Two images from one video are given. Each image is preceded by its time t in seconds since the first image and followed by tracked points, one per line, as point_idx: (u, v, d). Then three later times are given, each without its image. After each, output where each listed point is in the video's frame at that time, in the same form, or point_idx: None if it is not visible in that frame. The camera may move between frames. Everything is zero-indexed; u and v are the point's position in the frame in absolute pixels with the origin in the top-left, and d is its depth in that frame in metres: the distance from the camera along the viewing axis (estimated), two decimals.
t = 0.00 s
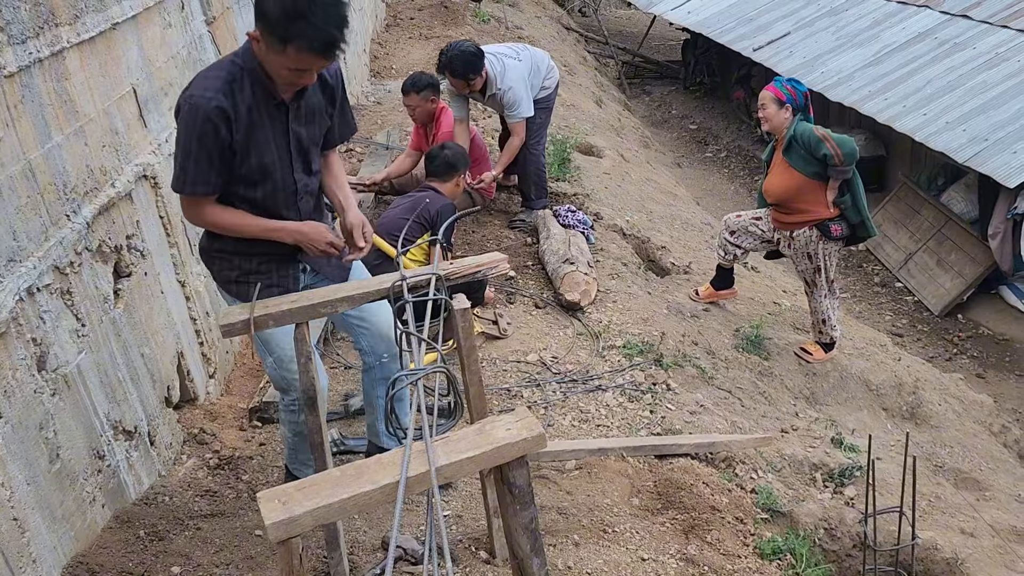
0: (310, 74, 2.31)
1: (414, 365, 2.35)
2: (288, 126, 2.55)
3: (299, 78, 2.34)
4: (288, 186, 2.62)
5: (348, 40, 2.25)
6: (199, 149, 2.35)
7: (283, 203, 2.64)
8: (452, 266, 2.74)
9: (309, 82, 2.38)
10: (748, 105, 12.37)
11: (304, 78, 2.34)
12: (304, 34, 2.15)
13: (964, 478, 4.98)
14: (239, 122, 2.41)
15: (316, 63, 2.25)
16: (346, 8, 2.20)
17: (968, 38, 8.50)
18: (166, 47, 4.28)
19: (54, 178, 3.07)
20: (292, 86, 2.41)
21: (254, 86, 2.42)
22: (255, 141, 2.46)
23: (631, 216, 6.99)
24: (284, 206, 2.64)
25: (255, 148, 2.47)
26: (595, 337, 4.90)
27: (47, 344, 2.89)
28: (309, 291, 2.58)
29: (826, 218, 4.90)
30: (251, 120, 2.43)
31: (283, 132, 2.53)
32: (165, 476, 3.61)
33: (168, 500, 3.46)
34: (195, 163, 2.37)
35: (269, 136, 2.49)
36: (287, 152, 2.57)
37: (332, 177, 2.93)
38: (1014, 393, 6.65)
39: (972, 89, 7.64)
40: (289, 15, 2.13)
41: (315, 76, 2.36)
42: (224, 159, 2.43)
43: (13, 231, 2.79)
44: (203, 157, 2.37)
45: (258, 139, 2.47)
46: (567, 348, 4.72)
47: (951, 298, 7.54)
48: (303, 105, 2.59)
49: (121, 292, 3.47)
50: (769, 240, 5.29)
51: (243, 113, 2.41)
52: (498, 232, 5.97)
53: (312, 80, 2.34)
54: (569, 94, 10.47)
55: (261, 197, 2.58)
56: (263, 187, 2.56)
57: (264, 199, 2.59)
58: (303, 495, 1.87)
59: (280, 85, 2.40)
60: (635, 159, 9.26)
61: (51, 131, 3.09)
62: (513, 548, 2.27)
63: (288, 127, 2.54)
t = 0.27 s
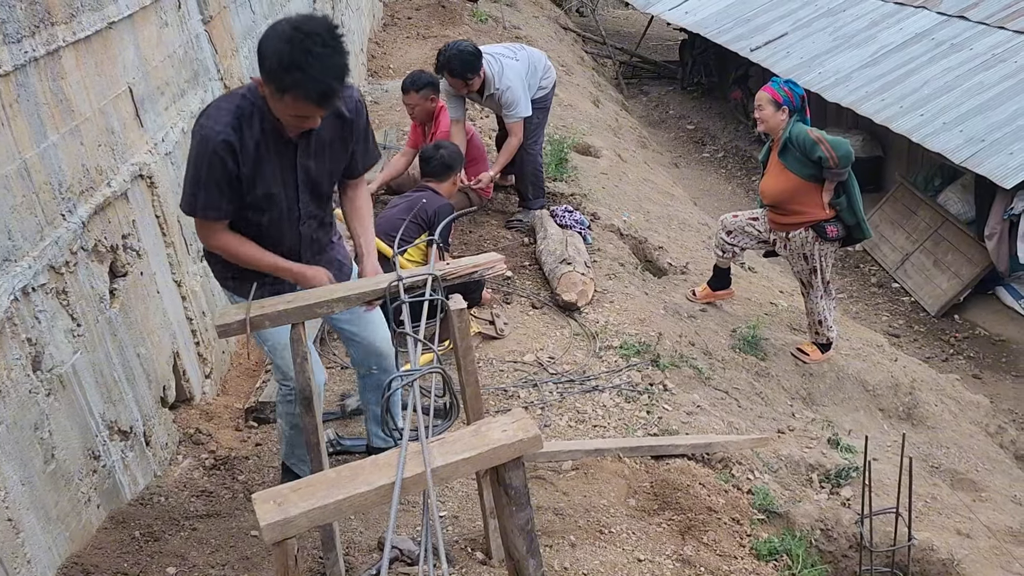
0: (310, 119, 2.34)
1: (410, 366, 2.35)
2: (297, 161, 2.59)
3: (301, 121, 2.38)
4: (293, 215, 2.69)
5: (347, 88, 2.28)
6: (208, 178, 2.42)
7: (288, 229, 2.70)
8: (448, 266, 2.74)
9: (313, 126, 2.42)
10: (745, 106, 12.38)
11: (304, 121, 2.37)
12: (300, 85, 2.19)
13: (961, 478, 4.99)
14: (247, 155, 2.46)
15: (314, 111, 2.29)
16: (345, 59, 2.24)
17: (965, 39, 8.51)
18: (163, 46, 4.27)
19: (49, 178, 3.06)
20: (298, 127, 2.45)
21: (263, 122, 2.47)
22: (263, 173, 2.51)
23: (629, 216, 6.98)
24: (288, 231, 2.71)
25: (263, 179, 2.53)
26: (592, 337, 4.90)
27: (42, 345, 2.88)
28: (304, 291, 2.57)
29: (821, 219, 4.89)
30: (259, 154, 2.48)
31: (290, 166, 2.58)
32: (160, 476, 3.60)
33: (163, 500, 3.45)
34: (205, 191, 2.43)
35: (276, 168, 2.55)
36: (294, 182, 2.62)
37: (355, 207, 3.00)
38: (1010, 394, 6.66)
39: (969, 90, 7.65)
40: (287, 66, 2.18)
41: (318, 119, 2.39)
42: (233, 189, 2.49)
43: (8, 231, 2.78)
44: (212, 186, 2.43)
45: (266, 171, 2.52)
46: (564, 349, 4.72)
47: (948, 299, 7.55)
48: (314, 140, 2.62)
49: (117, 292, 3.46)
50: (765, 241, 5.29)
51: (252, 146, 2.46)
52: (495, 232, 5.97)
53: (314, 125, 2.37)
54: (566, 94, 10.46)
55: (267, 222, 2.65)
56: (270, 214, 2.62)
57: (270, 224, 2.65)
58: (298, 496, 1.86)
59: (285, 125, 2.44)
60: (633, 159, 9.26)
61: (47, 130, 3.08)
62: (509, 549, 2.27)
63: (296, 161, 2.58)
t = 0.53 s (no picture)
0: (328, 195, 2.42)
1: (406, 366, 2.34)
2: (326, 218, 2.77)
3: (320, 197, 2.46)
4: (322, 261, 2.92)
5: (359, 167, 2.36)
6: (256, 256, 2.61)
7: (315, 271, 2.95)
8: (444, 266, 2.73)
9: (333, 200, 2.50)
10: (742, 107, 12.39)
11: (323, 197, 2.46)
12: (310, 165, 2.29)
13: (957, 481, 4.99)
14: (286, 227, 2.64)
15: (328, 188, 2.36)
16: (356, 138, 2.32)
17: (962, 41, 8.52)
18: (160, 45, 4.26)
19: (45, 175, 3.05)
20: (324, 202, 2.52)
21: (296, 196, 2.62)
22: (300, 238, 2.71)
23: (625, 217, 6.99)
24: (316, 272, 2.95)
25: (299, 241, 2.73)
26: (589, 338, 4.90)
27: (37, 343, 2.87)
28: (300, 290, 2.56)
29: (818, 220, 4.89)
30: (296, 224, 2.67)
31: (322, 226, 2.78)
32: (156, 476, 3.59)
33: (159, 500, 3.44)
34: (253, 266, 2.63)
35: (310, 231, 2.74)
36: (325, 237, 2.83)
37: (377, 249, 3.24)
38: (1006, 397, 6.67)
39: (966, 93, 7.66)
40: (299, 144, 2.28)
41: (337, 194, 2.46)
42: (277, 258, 2.67)
43: (3, 229, 2.77)
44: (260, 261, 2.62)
45: (302, 236, 2.72)
46: (560, 350, 4.72)
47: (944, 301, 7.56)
48: (343, 201, 2.80)
49: (113, 291, 3.45)
50: (762, 242, 5.29)
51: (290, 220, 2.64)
52: (493, 232, 5.97)
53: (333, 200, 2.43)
54: (564, 94, 10.46)
55: (300, 271, 2.87)
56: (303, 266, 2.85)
57: (302, 272, 2.89)
58: (294, 497, 1.86)
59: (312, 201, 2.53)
60: (630, 160, 9.26)
61: (43, 128, 3.07)
62: (505, 549, 2.26)
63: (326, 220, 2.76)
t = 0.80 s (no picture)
0: (330, 239, 2.58)
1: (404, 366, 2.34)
2: (340, 260, 2.90)
3: (324, 245, 2.62)
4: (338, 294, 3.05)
5: (356, 210, 2.52)
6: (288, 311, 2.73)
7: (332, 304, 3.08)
8: (442, 267, 2.73)
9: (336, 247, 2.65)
10: (739, 109, 12.41)
11: (327, 245, 2.61)
12: (307, 209, 2.46)
13: (952, 484, 5.00)
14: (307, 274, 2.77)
15: (330, 232, 2.53)
16: (350, 183, 2.50)
17: (959, 46, 8.55)
18: (158, 43, 4.25)
19: (42, 173, 3.04)
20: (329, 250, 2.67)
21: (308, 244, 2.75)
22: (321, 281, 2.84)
23: (622, 219, 7.00)
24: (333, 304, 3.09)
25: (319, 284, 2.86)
26: (585, 339, 4.90)
27: (32, 341, 2.86)
28: (298, 290, 2.56)
29: (816, 223, 4.91)
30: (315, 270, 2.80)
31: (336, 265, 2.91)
32: (151, 475, 3.59)
33: (154, 499, 3.44)
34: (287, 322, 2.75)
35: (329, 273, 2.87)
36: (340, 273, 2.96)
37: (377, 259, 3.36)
38: (1000, 400, 6.69)
39: (962, 97, 7.69)
40: (297, 189, 2.47)
41: (340, 240, 2.61)
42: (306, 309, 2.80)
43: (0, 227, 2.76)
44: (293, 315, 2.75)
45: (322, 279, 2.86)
46: (557, 351, 4.72)
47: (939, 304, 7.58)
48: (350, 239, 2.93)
49: (109, 289, 3.44)
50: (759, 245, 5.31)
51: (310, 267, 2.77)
52: (490, 233, 5.97)
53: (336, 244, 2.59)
54: (561, 95, 10.47)
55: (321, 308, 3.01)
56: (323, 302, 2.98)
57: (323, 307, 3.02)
58: (291, 497, 1.86)
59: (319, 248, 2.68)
60: (627, 161, 9.27)
61: (40, 125, 3.06)
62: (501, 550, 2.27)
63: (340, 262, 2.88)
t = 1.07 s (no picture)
0: (332, 258, 2.58)
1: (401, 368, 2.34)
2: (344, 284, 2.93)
3: (328, 264, 2.63)
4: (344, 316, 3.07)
5: (356, 225, 2.53)
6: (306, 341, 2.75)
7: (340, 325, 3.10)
8: (440, 268, 2.73)
9: (342, 269, 2.66)
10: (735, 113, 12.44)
11: (330, 264, 2.62)
12: (306, 225, 2.47)
13: (946, 490, 5.01)
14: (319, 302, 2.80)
15: (330, 248, 2.53)
16: (347, 198, 2.52)
17: (954, 52, 8.58)
18: (155, 41, 4.24)
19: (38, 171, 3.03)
20: (333, 272, 2.67)
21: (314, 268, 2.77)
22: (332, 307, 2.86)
23: (618, 222, 7.00)
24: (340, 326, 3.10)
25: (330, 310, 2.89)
26: (581, 342, 4.90)
27: (27, 339, 2.85)
28: (295, 290, 2.56)
29: (812, 228, 4.93)
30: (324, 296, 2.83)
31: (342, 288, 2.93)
32: (145, 475, 3.58)
33: (147, 499, 3.42)
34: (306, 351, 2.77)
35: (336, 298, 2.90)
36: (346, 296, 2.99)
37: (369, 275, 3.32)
38: (994, 406, 6.71)
39: (957, 104, 7.72)
40: (294, 207, 2.48)
41: (344, 260, 2.62)
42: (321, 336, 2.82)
43: None
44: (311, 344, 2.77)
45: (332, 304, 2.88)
46: (552, 354, 4.72)
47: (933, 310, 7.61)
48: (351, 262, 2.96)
49: (104, 289, 3.43)
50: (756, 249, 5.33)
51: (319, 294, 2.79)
52: (486, 235, 5.97)
53: (338, 262, 2.59)
54: (557, 98, 10.47)
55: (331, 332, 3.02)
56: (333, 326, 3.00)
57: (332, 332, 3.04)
58: (287, 498, 1.85)
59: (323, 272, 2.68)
60: (623, 165, 9.28)
61: (36, 123, 3.05)
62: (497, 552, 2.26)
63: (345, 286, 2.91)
